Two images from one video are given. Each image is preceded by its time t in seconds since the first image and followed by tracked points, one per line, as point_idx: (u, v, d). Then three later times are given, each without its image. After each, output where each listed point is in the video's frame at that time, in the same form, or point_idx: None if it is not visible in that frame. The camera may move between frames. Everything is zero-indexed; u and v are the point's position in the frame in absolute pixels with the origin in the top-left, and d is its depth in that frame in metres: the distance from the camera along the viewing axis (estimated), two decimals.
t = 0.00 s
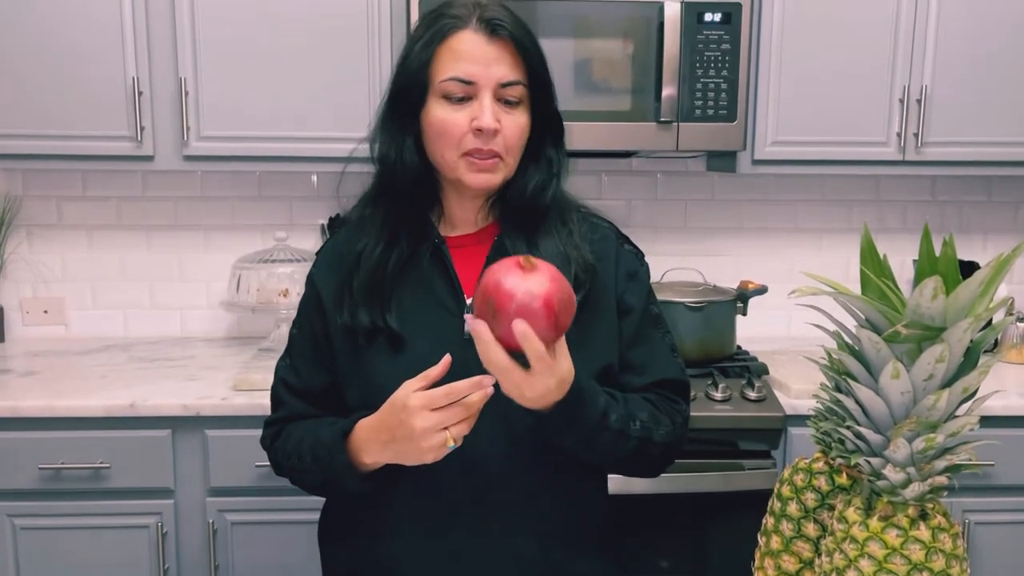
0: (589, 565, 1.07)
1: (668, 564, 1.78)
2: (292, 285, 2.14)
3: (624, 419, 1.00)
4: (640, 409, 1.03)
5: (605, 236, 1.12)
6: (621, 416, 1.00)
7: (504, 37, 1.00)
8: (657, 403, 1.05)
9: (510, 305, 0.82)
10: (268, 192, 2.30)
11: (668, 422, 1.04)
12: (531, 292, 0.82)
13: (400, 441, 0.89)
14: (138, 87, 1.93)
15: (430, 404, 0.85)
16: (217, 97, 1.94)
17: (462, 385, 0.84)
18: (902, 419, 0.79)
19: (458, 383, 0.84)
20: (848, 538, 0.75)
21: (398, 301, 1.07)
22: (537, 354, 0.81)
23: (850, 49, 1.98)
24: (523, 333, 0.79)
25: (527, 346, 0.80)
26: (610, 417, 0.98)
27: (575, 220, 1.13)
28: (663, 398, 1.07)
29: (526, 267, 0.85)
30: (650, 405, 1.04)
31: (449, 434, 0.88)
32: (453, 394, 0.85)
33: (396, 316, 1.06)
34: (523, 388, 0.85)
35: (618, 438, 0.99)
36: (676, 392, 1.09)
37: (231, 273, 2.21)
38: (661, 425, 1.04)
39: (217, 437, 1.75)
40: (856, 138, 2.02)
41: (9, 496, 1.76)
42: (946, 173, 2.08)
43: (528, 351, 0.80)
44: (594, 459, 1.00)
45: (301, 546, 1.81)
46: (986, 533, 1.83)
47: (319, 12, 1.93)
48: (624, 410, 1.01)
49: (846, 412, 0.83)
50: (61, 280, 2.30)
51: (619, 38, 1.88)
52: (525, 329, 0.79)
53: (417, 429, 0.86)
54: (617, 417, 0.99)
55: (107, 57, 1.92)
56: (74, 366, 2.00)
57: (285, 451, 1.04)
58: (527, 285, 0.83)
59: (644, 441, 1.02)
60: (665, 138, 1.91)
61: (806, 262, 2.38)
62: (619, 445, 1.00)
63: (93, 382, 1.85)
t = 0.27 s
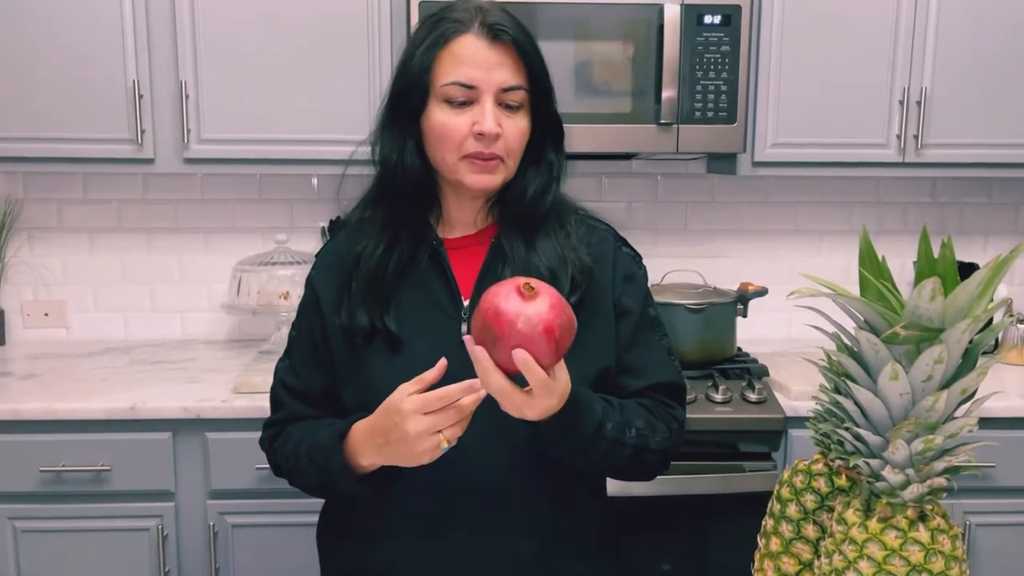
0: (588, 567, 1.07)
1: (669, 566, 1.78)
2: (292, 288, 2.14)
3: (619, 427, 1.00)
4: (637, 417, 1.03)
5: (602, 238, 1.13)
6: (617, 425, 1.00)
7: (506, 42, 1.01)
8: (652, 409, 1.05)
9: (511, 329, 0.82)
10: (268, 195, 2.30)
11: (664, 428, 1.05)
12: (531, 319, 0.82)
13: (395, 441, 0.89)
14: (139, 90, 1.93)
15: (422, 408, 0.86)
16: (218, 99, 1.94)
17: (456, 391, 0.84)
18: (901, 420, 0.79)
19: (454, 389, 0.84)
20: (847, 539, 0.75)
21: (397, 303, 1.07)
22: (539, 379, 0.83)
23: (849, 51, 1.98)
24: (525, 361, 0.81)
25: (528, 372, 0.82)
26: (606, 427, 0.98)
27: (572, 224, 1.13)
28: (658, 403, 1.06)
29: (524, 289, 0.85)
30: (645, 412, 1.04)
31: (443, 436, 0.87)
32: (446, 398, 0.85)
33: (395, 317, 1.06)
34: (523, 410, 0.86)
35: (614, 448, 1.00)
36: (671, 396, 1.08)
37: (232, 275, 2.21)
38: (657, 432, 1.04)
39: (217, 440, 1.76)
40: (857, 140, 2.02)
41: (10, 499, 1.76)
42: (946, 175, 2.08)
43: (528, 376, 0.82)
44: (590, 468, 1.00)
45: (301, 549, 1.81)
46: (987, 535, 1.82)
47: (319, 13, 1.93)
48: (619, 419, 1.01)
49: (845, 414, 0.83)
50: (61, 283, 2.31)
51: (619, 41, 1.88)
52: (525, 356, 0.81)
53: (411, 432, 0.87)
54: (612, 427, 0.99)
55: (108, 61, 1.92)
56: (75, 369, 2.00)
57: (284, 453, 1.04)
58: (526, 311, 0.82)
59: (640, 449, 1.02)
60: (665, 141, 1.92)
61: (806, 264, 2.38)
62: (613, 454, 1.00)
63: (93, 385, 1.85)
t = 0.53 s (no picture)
0: (588, 568, 1.07)
1: (669, 568, 1.78)
2: (294, 290, 2.15)
3: (616, 428, 1.00)
4: (633, 418, 1.03)
5: (601, 241, 1.13)
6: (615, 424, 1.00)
7: (508, 46, 1.01)
8: (648, 411, 1.05)
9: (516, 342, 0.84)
10: (270, 197, 2.31)
11: (660, 430, 1.05)
12: (516, 334, 0.84)
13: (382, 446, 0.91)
14: (140, 93, 1.94)
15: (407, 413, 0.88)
16: (219, 103, 1.95)
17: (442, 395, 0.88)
18: (899, 422, 0.79)
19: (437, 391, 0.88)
20: (846, 540, 0.75)
21: (397, 305, 1.08)
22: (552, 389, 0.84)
23: (850, 53, 1.98)
24: (537, 371, 0.82)
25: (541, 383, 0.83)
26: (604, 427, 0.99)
27: (571, 226, 1.13)
28: (654, 404, 1.07)
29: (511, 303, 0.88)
30: (641, 414, 1.04)
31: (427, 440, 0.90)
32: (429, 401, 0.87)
33: (395, 319, 1.06)
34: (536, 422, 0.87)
35: (611, 449, 1.00)
36: (666, 396, 1.08)
37: (234, 278, 2.22)
38: (653, 434, 1.04)
39: (219, 442, 1.76)
40: (857, 141, 2.02)
41: (12, 502, 1.76)
42: (947, 177, 2.09)
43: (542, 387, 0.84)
44: (588, 469, 1.00)
45: (303, 551, 1.82)
46: (988, 536, 1.82)
47: (320, 16, 1.94)
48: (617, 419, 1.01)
49: (844, 415, 0.83)
50: (63, 286, 2.31)
51: (619, 43, 1.89)
52: (538, 366, 0.82)
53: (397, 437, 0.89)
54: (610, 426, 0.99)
55: (110, 64, 1.93)
56: (77, 371, 2.01)
57: (285, 455, 1.04)
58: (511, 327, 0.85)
59: (637, 450, 1.02)
60: (665, 143, 1.92)
61: (807, 265, 2.38)
62: (610, 455, 1.00)
63: (95, 387, 1.86)
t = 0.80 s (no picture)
0: (589, 569, 1.08)
1: (671, 569, 1.78)
2: (296, 291, 2.15)
3: (620, 428, 1.01)
4: (636, 418, 1.03)
5: (602, 242, 1.13)
6: (615, 424, 1.01)
7: (497, 50, 1.01)
8: (651, 412, 1.05)
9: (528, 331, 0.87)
10: (271, 199, 2.31)
11: (662, 430, 1.05)
12: (528, 324, 0.88)
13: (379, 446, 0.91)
14: (143, 96, 1.94)
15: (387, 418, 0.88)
16: (221, 105, 1.95)
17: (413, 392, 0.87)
18: (899, 422, 0.79)
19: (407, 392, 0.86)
20: (847, 540, 0.75)
21: (401, 305, 1.08)
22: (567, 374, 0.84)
23: (850, 54, 1.98)
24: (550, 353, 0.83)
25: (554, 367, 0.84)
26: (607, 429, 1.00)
27: (573, 228, 1.14)
28: (656, 404, 1.07)
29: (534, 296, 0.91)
30: (644, 414, 1.04)
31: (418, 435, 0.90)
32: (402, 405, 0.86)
33: (399, 318, 1.07)
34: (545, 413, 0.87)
35: (614, 449, 1.01)
36: (668, 398, 1.08)
37: (236, 279, 2.22)
38: (655, 434, 1.04)
39: (221, 443, 1.76)
40: (858, 143, 2.03)
41: (14, 503, 1.77)
42: (948, 178, 2.09)
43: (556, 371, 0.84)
44: (591, 470, 1.02)
45: (304, 552, 1.82)
46: (989, 537, 1.82)
47: (322, 19, 1.95)
48: (618, 418, 1.02)
49: (845, 416, 0.83)
50: (66, 287, 2.32)
51: (620, 45, 1.89)
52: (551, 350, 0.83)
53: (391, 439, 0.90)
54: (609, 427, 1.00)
55: (112, 66, 1.93)
56: (79, 373, 2.01)
57: (287, 454, 1.04)
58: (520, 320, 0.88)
59: (640, 450, 1.03)
60: (666, 144, 1.92)
61: (808, 267, 2.39)
62: (614, 455, 1.01)
63: (97, 389, 1.86)
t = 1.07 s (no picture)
0: (589, 569, 1.08)
1: (671, 570, 1.78)
2: (296, 292, 2.16)
3: (624, 430, 1.01)
4: (639, 417, 1.03)
5: (602, 242, 1.13)
6: (620, 426, 1.01)
7: (485, 50, 1.01)
8: (653, 410, 1.06)
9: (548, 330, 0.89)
10: (272, 200, 2.32)
11: (664, 428, 1.05)
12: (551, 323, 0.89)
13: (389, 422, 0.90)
14: (143, 97, 1.95)
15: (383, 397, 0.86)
16: (222, 106, 1.96)
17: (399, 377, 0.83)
18: (897, 423, 0.79)
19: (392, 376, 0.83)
20: (846, 540, 0.75)
21: (402, 303, 1.08)
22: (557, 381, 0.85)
23: (850, 55, 1.99)
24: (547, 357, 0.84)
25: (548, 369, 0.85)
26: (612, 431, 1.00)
27: (572, 229, 1.14)
28: (659, 403, 1.07)
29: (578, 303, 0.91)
30: (646, 412, 1.05)
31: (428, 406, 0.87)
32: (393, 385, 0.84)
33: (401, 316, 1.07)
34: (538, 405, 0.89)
35: (619, 450, 1.01)
36: (670, 396, 1.09)
37: (236, 280, 2.23)
38: (657, 432, 1.05)
39: (221, 444, 1.76)
40: (858, 144, 2.03)
41: (15, 504, 1.77)
42: (948, 179, 2.09)
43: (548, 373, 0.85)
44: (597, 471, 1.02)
45: (304, 553, 1.82)
46: (989, 538, 1.82)
47: (322, 20, 1.95)
48: (624, 419, 1.02)
49: (844, 416, 0.83)
50: (66, 288, 2.32)
51: (620, 46, 1.89)
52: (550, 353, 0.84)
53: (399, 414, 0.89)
54: (617, 429, 1.01)
55: (112, 67, 1.94)
56: (80, 374, 2.01)
57: (289, 451, 1.04)
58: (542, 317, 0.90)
59: (642, 449, 1.03)
60: (666, 146, 1.92)
61: (808, 267, 2.39)
62: (618, 456, 1.01)
63: (98, 390, 1.86)
